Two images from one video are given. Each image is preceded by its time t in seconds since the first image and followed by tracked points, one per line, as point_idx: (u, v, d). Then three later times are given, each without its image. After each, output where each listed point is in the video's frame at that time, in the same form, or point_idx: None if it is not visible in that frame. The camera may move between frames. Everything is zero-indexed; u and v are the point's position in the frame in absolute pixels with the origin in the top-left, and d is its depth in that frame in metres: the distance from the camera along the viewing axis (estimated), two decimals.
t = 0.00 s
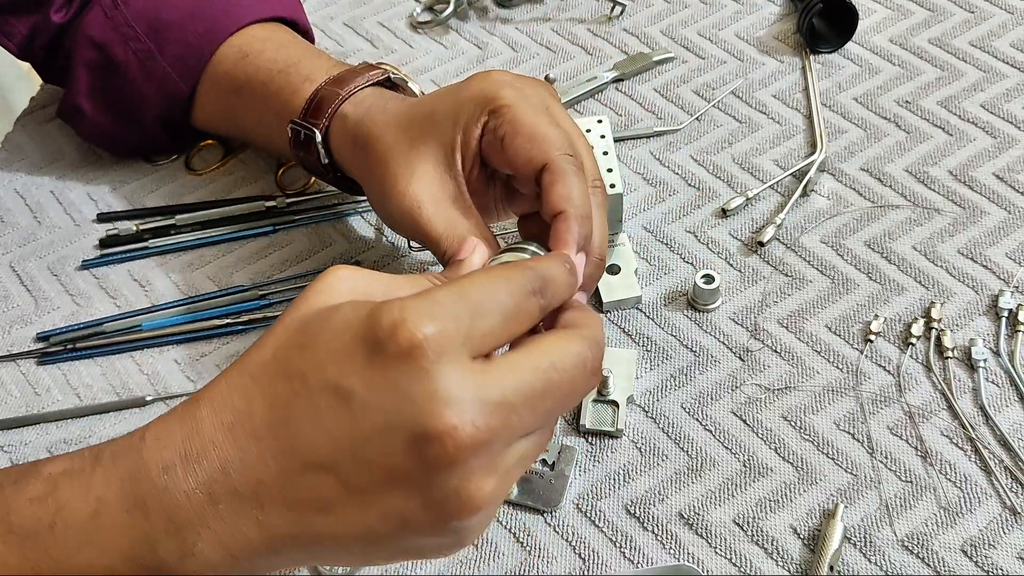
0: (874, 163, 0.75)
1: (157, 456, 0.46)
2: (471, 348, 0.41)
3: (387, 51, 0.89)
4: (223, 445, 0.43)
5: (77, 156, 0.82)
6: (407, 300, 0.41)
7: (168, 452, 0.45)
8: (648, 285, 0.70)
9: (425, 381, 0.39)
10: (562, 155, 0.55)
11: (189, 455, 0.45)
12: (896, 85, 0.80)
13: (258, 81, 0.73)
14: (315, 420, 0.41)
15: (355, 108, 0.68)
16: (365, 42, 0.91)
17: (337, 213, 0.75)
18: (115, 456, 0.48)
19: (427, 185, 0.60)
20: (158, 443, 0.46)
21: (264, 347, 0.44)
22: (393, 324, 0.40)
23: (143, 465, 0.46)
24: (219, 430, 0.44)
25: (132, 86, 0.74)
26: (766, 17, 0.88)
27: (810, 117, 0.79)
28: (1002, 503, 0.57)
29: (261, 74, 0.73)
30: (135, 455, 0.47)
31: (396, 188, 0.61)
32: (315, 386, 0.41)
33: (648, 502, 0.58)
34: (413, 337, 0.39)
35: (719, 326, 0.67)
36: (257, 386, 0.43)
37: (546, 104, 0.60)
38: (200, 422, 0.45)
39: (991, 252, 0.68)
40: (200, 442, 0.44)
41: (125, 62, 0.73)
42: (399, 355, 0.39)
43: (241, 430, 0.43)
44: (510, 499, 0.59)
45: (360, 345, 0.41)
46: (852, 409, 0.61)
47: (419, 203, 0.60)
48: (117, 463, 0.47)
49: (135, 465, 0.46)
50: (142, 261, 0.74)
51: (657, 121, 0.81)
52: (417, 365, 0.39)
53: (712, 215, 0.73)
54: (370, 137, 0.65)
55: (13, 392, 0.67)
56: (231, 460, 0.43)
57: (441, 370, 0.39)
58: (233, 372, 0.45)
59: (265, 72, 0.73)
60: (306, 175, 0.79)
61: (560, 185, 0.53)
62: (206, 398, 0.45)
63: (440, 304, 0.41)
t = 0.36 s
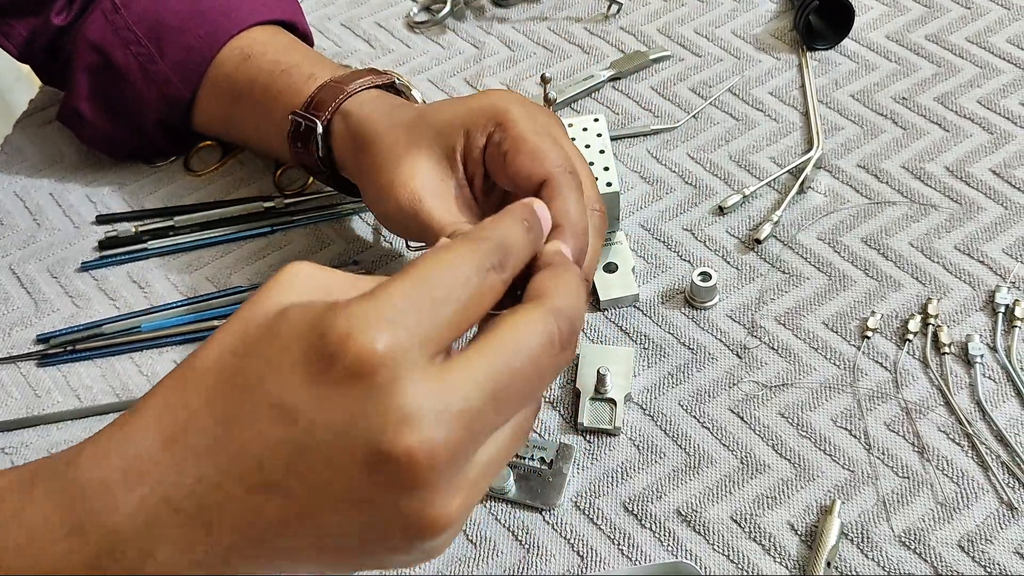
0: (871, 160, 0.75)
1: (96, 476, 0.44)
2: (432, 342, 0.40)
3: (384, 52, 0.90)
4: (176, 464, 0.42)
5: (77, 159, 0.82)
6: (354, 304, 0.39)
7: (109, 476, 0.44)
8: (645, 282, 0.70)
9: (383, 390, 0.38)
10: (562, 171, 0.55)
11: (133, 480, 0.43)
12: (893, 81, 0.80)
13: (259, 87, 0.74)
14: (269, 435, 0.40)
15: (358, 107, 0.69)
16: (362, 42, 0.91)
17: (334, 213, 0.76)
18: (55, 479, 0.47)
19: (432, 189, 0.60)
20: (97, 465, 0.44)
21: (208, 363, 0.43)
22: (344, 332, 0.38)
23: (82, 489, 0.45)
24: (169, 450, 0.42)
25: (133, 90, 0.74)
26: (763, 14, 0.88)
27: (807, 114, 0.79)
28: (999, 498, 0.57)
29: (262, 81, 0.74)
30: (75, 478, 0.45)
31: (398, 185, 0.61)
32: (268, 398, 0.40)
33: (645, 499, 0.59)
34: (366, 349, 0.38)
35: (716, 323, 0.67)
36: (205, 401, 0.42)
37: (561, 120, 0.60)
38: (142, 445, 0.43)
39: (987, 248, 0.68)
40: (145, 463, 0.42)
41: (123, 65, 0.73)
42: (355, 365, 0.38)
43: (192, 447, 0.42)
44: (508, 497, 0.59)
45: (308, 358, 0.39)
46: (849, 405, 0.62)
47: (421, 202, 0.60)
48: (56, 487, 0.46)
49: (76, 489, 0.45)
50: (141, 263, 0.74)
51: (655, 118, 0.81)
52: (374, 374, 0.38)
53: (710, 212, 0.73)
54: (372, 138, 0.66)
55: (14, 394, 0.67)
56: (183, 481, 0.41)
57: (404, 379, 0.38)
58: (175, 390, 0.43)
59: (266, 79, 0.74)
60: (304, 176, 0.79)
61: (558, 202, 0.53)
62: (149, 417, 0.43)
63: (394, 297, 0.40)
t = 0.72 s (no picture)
0: (871, 156, 0.75)
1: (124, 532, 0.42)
2: (548, 518, 0.42)
3: (383, 50, 0.90)
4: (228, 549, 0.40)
5: (77, 159, 0.83)
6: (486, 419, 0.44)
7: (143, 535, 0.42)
8: (645, 280, 0.70)
9: (484, 551, 0.40)
10: (600, 142, 0.55)
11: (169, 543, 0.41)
12: (892, 77, 0.80)
13: (259, 78, 0.73)
14: (347, 555, 0.40)
15: (383, 75, 0.69)
16: (361, 41, 0.91)
17: (334, 212, 0.76)
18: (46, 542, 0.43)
19: (454, 136, 0.60)
20: (123, 531, 0.42)
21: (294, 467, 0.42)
22: (474, 478, 0.41)
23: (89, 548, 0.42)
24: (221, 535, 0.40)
25: (134, 82, 0.74)
26: (762, 11, 0.88)
27: (807, 110, 0.79)
28: (1001, 495, 0.57)
29: (261, 71, 0.74)
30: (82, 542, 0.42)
31: (419, 134, 0.61)
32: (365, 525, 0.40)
33: (646, 497, 0.59)
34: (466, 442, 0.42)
35: (716, 321, 0.67)
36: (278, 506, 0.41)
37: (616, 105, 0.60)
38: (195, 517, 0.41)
39: (988, 244, 0.68)
40: (190, 537, 0.40)
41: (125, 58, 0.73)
42: (473, 512, 0.40)
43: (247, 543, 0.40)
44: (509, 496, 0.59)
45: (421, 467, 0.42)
46: (850, 402, 0.61)
47: (439, 149, 0.59)
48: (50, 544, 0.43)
49: (84, 548, 0.42)
50: (142, 263, 0.74)
51: (654, 116, 0.81)
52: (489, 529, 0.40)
53: (709, 209, 0.73)
54: (395, 96, 0.65)
55: (14, 394, 0.67)
56: (221, 570, 0.39)
57: (511, 543, 0.40)
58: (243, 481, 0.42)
59: (266, 68, 0.73)
60: (304, 175, 0.79)
61: (569, 174, 0.53)
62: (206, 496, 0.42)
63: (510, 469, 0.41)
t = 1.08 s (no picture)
0: (872, 155, 0.75)
1: (127, 447, 0.46)
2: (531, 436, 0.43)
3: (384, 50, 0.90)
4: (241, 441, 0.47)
5: (78, 159, 0.83)
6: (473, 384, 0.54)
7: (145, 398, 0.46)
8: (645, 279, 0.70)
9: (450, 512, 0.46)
10: (562, 107, 0.56)
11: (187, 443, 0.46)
12: (893, 75, 0.80)
13: (254, 75, 0.73)
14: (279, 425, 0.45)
15: (353, 69, 0.67)
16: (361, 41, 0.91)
17: (334, 212, 0.76)
18: (60, 452, 0.47)
19: (434, 163, 0.60)
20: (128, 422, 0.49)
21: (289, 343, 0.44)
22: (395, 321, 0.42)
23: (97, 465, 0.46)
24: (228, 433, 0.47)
25: (131, 79, 0.74)
26: (763, 9, 0.88)
27: (807, 109, 0.79)
28: (1002, 493, 0.56)
29: (255, 69, 0.73)
30: (89, 435, 0.46)
31: (401, 148, 0.61)
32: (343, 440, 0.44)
33: (647, 496, 0.59)
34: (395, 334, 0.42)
35: (718, 320, 0.67)
36: (275, 395, 0.45)
37: (580, 44, 0.59)
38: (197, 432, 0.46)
39: (990, 242, 0.68)
40: (209, 441, 0.47)
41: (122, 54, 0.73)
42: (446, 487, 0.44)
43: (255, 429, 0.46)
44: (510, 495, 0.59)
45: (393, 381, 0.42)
46: (851, 401, 0.61)
47: (422, 162, 0.60)
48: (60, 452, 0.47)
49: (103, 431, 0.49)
50: (143, 263, 0.74)
51: (654, 115, 0.80)
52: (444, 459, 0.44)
53: (710, 209, 0.73)
54: (371, 100, 0.63)
55: (16, 395, 0.67)
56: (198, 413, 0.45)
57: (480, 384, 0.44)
58: (255, 352, 0.45)
59: (259, 66, 0.73)
60: (304, 175, 0.79)
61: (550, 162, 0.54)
62: (213, 373, 0.46)
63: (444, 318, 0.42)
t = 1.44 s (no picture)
0: (872, 157, 0.75)
1: (178, 420, 0.53)
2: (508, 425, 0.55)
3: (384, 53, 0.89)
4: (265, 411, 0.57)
5: (77, 163, 0.83)
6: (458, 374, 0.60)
7: (194, 382, 0.52)
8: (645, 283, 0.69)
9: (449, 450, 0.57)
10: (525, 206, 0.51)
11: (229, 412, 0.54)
12: (893, 78, 0.80)
13: (231, 54, 0.72)
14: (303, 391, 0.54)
15: (316, 46, 0.63)
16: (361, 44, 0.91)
17: (334, 215, 0.75)
18: (111, 427, 0.52)
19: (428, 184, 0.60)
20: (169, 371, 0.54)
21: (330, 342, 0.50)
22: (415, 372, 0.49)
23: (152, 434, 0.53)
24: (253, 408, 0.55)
25: (117, 67, 0.74)
26: (763, 11, 0.88)
27: (808, 111, 0.79)
28: (1004, 498, 0.56)
29: (229, 47, 0.72)
30: (134, 411, 0.52)
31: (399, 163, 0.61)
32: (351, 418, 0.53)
33: (647, 501, 0.58)
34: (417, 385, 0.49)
35: (718, 324, 0.66)
36: (306, 366, 0.52)
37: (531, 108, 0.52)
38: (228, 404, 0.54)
39: (991, 245, 0.68)
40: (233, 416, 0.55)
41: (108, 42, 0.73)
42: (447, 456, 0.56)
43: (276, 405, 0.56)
44: (510, 500, 0.59)
45: (420, 407, 0.50)
46: (852, 404, 0.61)
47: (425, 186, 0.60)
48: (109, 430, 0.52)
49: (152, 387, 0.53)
50: (142, 267, 0.74)
51: (654, 118, 0.80)
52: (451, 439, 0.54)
53: (710, 212, 0.73)
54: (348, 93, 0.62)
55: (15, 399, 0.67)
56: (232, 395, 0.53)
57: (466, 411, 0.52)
58: (294, 337, 0.51)
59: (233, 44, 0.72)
60: (302, 177, 0.80)
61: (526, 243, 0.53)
62: (254, 354, 0.52)
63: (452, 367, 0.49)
